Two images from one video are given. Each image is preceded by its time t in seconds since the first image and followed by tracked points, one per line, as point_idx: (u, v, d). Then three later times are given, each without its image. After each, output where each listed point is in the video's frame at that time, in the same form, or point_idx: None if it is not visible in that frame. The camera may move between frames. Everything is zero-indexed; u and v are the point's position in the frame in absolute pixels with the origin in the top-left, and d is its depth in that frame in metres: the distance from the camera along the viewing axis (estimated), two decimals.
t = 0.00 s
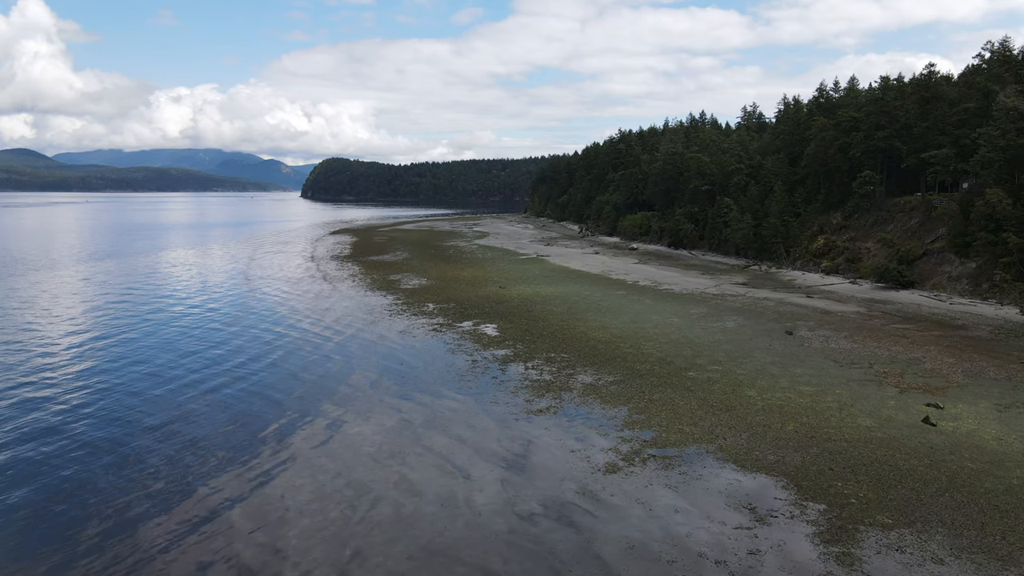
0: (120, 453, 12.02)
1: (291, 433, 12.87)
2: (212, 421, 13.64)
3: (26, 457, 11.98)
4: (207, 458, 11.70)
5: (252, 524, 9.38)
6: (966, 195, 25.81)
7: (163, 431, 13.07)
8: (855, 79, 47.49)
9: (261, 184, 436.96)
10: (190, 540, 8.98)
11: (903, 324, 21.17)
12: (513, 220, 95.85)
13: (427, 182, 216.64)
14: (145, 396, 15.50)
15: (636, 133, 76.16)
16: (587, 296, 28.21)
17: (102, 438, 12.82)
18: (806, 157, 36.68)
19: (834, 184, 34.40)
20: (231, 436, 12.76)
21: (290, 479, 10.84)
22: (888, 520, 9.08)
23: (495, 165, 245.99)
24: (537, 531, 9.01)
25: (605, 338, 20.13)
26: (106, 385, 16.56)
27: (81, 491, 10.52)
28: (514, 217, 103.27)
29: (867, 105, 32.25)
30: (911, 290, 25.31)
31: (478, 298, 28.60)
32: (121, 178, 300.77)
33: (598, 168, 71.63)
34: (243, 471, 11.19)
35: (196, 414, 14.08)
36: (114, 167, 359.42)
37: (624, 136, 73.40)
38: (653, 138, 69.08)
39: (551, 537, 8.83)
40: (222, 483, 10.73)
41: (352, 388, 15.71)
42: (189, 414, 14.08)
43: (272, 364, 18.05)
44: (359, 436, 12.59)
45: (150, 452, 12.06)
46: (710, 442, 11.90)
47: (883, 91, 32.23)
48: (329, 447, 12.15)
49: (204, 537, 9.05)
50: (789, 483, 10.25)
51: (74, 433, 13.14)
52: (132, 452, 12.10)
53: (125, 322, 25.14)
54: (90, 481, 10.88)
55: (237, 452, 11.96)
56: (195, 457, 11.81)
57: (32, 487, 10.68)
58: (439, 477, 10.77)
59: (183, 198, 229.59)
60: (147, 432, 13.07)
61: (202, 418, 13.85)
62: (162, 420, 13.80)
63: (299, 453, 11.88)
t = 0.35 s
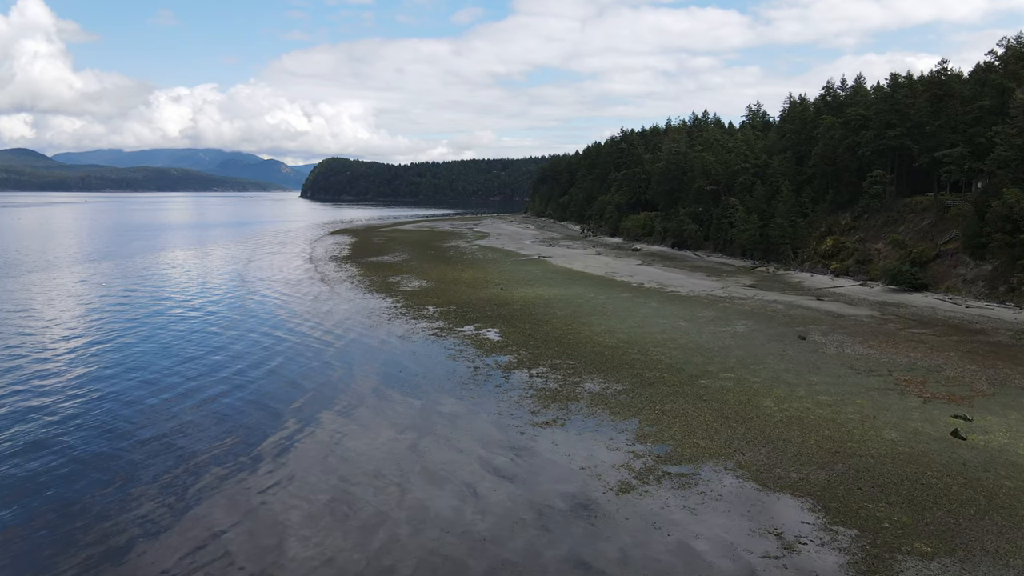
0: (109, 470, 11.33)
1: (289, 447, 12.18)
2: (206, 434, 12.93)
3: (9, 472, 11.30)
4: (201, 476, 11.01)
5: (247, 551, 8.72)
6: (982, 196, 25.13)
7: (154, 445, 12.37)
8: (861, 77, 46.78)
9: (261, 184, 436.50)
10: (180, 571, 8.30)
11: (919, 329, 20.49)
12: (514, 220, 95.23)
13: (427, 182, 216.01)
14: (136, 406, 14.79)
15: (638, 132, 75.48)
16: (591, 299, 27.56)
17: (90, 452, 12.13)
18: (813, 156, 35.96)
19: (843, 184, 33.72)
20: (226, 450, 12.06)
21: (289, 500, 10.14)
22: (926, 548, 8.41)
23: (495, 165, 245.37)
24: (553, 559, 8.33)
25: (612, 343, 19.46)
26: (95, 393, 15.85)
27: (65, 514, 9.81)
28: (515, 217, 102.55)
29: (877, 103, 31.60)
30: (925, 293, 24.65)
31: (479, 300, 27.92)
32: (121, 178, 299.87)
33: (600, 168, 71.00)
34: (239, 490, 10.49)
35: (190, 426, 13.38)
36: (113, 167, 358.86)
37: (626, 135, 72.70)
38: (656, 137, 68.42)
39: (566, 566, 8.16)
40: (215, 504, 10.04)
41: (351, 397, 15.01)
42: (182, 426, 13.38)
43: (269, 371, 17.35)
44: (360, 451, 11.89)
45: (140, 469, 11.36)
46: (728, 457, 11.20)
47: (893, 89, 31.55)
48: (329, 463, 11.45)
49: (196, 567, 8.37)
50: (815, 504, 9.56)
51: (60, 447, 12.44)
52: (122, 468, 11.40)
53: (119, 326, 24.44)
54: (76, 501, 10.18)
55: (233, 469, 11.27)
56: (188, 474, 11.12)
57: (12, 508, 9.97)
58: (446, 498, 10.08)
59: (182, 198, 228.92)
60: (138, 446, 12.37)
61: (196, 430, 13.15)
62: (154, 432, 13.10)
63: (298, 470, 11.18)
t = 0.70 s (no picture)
0: (92, 491, 10.54)
1: (284, 463, 11.43)
2: (198, 447, 12.19)
3: None
4: (191, 496, 10.28)
5: None
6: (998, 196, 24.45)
7: (142, 460, 11.63)
8: (867, 75, 46.08)
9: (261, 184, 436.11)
10: None
11: (936, 334, 19.80)
12: (514, 220, 94.56)
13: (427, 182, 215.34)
14: (125, 416, 14.03)
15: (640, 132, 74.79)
16: (595, 301, 26.88)
17: (74, 468, 11.38)
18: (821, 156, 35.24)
19: (851, 184, 33.02)
20: (217, 467, 11.30)
21: (285, 523, 9.42)
22: None
23: (495, 165, 244.67)
24: None
25: (619, 348, 18.77)
26: (82, 402, 15.09)
27: (44, 540, 9.07)
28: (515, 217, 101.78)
29: (888, 101, 31.05)
30: (939, 296, 23.96)
31: (481, 303, 27.24)
32: (121, 177, 299.79)
33: (602, 167, 70.32)
34: (232, 512, 9.76)
35: (180, 438, 12.63)
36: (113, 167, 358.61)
37: (628, 135, 72.03)
38: (658, 137, 67.72)
39: None
40: (206, 528, 9.31)
41: (349, 407, 14.27)
42: (173, 439, 12.62)
43: (263, 378, 16.58)
44: (359, 468, 11.15)
45: (127, 487, 10.63)
46: (749, 475, 10.48)
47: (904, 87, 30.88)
48: (327, 482, 10.70)
49: None
50: (846, 529, 8.87)
51: (42, 462, 11.69)
52: (106, 487, 10.66)
53: (110, 330, 23.66)
54: (56, 525, 9.46)
55: (226, 488, 10.55)
56: (177, 494, 10.37)
57: None
58: (452, 520, 9.36)
59: (181, 198, 228.31)
60: (124, 462, 11.62)
61: (187, 443, 12.40)
62: (142, 445, 12.34)
63: (294, 490, 10.43)
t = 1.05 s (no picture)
0: (75, 512, 9.87)
1: (279, 481, 10.74)
2: (189, 462, 11.52)
3: None
4: (181, 518, 9.61)
5: None
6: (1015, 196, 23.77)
7: (131, 476, 10.97)
8: (874, 73, 45.35)
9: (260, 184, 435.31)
10: None
11: (955, 339, 19.11)
12: (514, 220, 93.84)
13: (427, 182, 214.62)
14: (112, 427, 13.35)
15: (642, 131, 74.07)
16: (601, 304, 26.19)
17: (57, 485, 10.72)
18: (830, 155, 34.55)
19: (861, 184, 32.33)
20: (209, 485, 10.63)
21: (280, 549, 8.75)
22: None
23: (495, 165, 243.89)
24: None
25: (627, 354, 18.08)
26: (69, 411, 14.42)
27: (24, 568, 8.43)
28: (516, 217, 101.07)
29: (898, 99, 30.40)
30: (955, 299, 23.27)
31: (482, 306, 26.55)
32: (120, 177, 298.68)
33: (604, 167, 69.62)
34: (223, 537, 9.09)
35: (170, 452, 11.96)
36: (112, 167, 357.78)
37: (630, 134, 71.34)
38: (661, 136, 67.03)
39: None
40: (195, 555, 8.65)
41: (347, 417, 13.56)
42: (162, 452, 11.95)
43: (258, 386, 15.88)
44: (358, 487, 10.45)
45: (113, 507, 9.97)
46: (772, 496, 9.78)
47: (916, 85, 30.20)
48: (325, 502, 10.02)
49: None
50: (882, 558, 8.17)
51: (26, 478, 11.03)
52: (92, 507, 10.00)
53: (101, 334, 22.95)
54: (37, 551, 8.80)
55: (218, 509, 9.87)
56: (165, 516, 9.70)
57: None
58: (460, 546, 8.70)
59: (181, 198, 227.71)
60: (110, 478, 10.95)
61: (177, 457, 11.73)
62: (130, 460, 11.68)
63: (290, 511, 9.76)
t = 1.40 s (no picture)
0: (56, 537, 9.15)
1: (274, 501, 10.03)
2: (179, 479, 10.81)
3: None
4: (170, 543, 8.93)
5: None
6: None
7: (117, 496, 10.26)
8: (881, 71, 44.64)
9: (260, 184, 435.04)
10: None
11: (976, 344, 18.42)
12: (515, 220, 93.19)
13: (427, 182, 213.98)
14: (99, 439, 12.62)
15: (644, 130, 73.37)
16: (605, 307, 25.53)
17: (38, 506, 9.99)
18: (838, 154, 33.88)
19: (870, 184, 31.65)
20: (200, 506, 9.92)
21: None
22: None
23: (495, 164, 243.18)
24: None
25: (635, 361, 17.38)
26: (55, 421, 13.70)
27: None
28: (516, 218, 100.10)
29: (910, 96, 29.71)
30: (971, 303, 22.59)
31: (484, 309, 25.87)
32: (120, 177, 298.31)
33: (606, 166, 68.95)
34: (214, 566, 8.38)
35: (160, 468, 11.23)
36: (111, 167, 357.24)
37: (632, 133, 70.66)
38: (664, 135, 66.33)
39: None
40: None
41: (345, 430, 12.83)
42: (151, 468, 11.22)
43: (252, 395, 15.14)
44: (358, 507, 9.77)
45: (98, 531, 9.28)
46: (799, 520, 9.07)
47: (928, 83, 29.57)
48: (323, 525, 9.34)
49: None
50: None
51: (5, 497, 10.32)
52: (74, 530, 9.29)
53: (91, 339, 22.20)
54: None
55: (210, 532, 9.19)
56: (152, 542, 8.98)
57: None
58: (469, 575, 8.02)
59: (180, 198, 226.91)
60: (95, 498, 10.23)
61: (167, 474, 11.01)
62: (118, 476, 10.98)
63: (286, 536, 9.06)
